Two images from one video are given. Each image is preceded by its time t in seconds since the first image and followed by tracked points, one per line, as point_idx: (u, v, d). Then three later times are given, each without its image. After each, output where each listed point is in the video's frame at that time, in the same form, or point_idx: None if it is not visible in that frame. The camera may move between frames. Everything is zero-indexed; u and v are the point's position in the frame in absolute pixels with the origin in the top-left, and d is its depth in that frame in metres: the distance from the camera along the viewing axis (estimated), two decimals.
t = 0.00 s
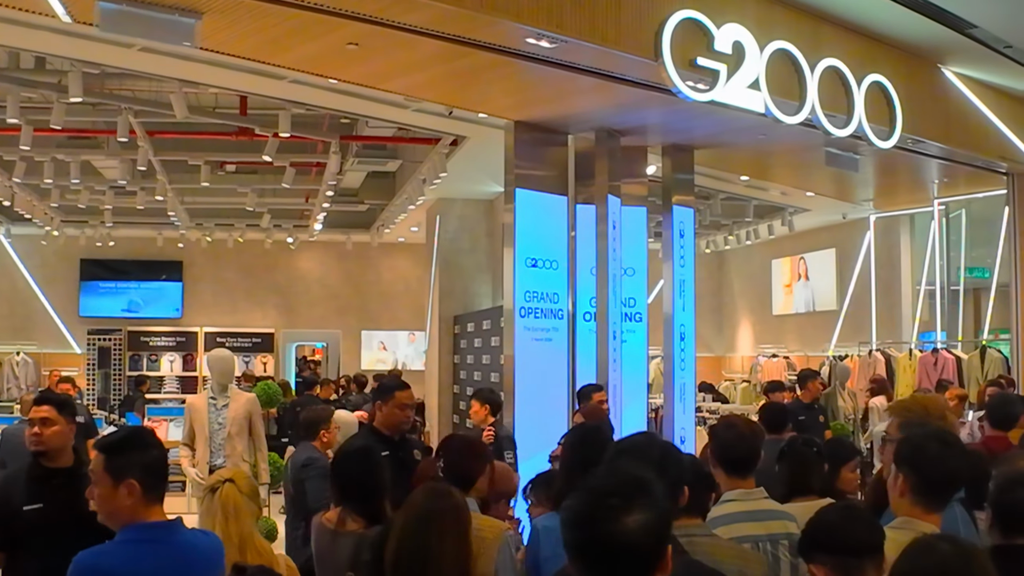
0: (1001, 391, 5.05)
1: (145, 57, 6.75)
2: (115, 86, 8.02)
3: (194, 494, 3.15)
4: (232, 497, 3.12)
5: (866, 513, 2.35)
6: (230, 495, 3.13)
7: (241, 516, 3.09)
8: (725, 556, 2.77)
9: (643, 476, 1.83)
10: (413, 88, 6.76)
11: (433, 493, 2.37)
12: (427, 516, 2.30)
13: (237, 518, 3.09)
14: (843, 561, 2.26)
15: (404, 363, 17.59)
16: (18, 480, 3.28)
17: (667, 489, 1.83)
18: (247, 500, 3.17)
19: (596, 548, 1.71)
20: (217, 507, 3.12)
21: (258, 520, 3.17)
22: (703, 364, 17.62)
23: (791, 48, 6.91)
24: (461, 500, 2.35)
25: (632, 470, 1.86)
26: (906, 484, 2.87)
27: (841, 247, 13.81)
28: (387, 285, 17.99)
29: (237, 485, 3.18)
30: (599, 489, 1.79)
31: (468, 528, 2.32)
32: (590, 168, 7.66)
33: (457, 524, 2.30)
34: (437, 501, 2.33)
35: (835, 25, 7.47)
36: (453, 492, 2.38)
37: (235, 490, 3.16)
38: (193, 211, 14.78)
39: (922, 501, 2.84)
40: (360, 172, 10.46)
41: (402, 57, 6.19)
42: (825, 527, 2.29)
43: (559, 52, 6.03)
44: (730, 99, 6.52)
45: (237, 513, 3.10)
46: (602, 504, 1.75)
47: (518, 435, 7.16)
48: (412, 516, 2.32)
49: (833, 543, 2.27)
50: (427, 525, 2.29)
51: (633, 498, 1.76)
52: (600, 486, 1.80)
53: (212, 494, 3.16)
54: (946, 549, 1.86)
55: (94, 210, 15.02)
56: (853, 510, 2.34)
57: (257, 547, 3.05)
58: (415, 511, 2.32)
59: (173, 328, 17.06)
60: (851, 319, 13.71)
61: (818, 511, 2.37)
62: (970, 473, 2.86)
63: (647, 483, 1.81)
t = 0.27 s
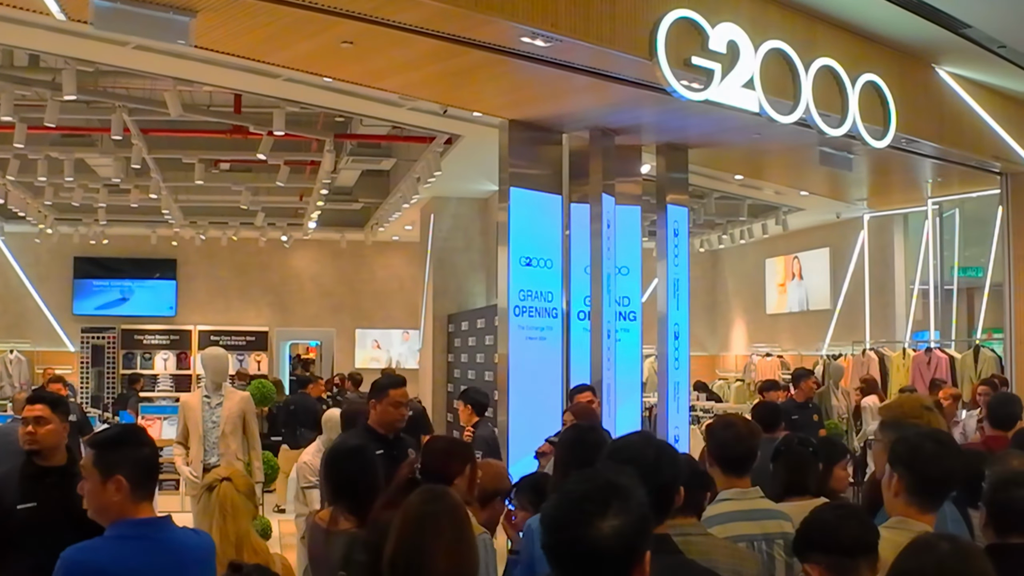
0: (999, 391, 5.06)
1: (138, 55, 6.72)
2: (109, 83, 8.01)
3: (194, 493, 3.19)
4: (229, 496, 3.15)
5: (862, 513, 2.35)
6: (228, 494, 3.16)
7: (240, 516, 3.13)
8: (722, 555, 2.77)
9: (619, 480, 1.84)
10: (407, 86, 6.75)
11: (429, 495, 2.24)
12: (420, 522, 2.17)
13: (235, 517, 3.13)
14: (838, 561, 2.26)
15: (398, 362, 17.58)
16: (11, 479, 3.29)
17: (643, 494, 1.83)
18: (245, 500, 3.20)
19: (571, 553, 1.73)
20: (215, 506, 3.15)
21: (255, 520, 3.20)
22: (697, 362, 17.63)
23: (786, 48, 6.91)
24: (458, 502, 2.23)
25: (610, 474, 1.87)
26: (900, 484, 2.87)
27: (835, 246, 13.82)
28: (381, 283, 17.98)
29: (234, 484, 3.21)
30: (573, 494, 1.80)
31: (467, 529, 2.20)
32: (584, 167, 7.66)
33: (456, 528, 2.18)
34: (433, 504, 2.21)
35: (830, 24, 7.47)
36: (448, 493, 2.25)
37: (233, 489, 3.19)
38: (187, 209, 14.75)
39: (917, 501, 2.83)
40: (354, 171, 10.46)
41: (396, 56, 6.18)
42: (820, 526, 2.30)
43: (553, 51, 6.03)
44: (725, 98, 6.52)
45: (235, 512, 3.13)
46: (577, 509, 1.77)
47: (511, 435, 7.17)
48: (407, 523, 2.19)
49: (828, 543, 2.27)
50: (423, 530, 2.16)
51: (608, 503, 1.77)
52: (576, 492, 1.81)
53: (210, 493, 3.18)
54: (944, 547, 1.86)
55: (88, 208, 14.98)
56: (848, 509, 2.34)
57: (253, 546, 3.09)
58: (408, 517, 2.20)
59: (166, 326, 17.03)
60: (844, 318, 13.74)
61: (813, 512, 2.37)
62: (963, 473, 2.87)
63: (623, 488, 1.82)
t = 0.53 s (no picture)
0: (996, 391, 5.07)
1: (133, 54, 6.71)
2: (103, 82, 7.99)
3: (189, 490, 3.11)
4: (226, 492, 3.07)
5: (856, 513, 2.35)
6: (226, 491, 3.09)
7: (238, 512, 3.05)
8: (718, 556, 2.76)
9: (606, 483, 1.84)
10: (403, 86, 6.75)
11: (427, 498, 2.24)
12: (420, 525, 2.17)
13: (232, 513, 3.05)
14: (832, 561, 2.25)
15: (393, 361, 17.56)
16: (7, 477, 3.33)
17: (631, 497, 1.84)
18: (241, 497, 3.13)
19: (554, 554, 1.74)
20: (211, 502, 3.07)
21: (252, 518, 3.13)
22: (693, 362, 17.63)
23: (781, 48, 6.91)
24: (455, 507, 2.23)
25: (598, 477, 1.87)
26: (892, 486, 2.86)
27: (830, 245, 13.84)
28: (376, 282, 17.98)
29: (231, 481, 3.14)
30: (559, 494, 1.82)
31: (464, 533, 2.20)
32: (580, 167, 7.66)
33: (454, 531, 2.18)
34: (432, 507, 2.21)
35: (826, 24, 7.46)
36: (446, 497, 2.25)
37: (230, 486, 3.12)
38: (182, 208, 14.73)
39: (909, 501, 2.83)
40: (350, 170, 10.46)
41: (391, 55, 6.17)
42: (814, 527, 2.29)
43: (549, 50, 6.03)
44: (720, 98, 6.51)
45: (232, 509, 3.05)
46: (561, 510, 1.78)
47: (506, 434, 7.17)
48: (405, 527, 2.18)
49: (824, 544, 2.26)
50: (423, 534, 2.16)
51: (593, 507, 1.78)
52: (561, 494, 1.81)
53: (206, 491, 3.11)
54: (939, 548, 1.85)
55: (84, 207, 14.96)
56: (843, 509, 2.34)
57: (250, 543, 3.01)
58: (405, 520, 2.19)
59: (162, 325, 17.01)
60: (840, 317, 13.75)
61: (807, 512, 2.37)
62: (953, 472, 2.87)
63: (609, 491, 1.82)
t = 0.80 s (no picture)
0: (990, 391, 5.08)
1: (129, 52, 6.68)
2: (98, 80, 7.97)
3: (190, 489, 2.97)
4: (227, 495, 2.94)
5: (852, 513, 2.34)
6: (226, 493, 2.95)
7: (237, 517, 2.93)
8: (713, 554, 2.77)
9: (597, 481, 1.84)
10: (399, 84, 6.73)
11: (424, 498, 2.23)
12: (418, 524, 2.16)
13: (232, 518, 2.93)
14: (829, 561, 2.24)
15: (390, 360, 17.58)
16: (3, 475, 3.34)
17: (622, 495, 1.83)
18: (242, 499, 3.00)
19: (543, 551, 1.74)
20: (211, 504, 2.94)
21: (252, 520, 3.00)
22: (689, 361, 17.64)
23: (777, 47, 6.91)
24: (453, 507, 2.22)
25: (589, 475, 1.87)
26: (887, 484, 2.86)
27: (826, 245, 13.85)
28: (373, 282, 17.98)
29: (231, 482, 3.00)
30: (550, 492, 1.82)
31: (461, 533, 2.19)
32: (577, 166, 7.66)
33: (451, 531, 2.18)
34: (429, 507, 2.20)
35: (823, 23, 7.46)
36: (443, 497, 2.24)
37: (232, 488, 2.98)
38: (179, 207, 14.72)
39: (903, 501, 2.82)
40: (347, 169, 10.45)
41: (388, 53, 6.17)
42: (810, 526, 2.28)
43: (546, 49, 6.02)
44: (716, 97, 6.51)
45: (231, 513, 2.93)
46: (551, 507, 1.78)
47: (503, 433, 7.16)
48: (402, 527, 2.17)
49: (821, 543, 2.25)
50: (421, 533, 2.15)
51: (582, 504, 1.77)
52: (552, 492, 1.82)
53: (207, 490, 2.98)
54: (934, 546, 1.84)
55: (80, 206, 14.94)
56: (839, 509, 2.33)
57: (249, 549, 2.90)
58: (401, 520, 2.19)
59: (158, 324, 16.99)
60: (837, 317, 13.76)
61: (804, 511, 2.36)
62: (947, 470, 2.87)
63: (601, 489, 1.82)
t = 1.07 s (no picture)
0: (986, 390, 5.08)
1: (126, 51, 6.67)
2: (96, 79, 7.96)
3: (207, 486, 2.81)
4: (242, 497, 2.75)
5: (850, 512, 2.34)
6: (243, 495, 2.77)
7: (251, 522, 2.74)
8: (712, 553, 2.77)
9: (596, 482, 1.84)
10: (397, 83, 6.73)
11: (423, 495, 2.22)
12: (419, 520, 2.16)
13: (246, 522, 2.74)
14: (828, 561, 2.24)
15: (388, 359, 17.43)
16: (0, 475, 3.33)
17: (621, 496, 1.83)
18: (260, 502, 2.81)
19: (543, 551, 1.74)
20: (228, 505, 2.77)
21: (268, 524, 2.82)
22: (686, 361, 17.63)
23: (775, 47, 6.92)
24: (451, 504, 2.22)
25: (588, 476, 1.87)
26: (882, 483, 2.87)
27: (824, 245, 13.87)
28: (371, 281, 17.99)
29: (251, 482, 2.81)
30: (551, 493, 1.82)
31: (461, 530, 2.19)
32: (575, 165, 7.67)
33: (450, 528, 2.17)
34: (428, 503, 2.19)
35: (821, 22, 7.45)
36: (442, 493, 2.24)
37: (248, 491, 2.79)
38: (176, 206, 14.71)
39: (900, 500, 2.83)
40: (345, 168, 10.45)
41: (385, 52, 6.16)
42: (810, 525, 2.28)
43: (543, 48, 6.02)
44: (714, 96, 6.51)
45: (243, 518, 2.74)
46: (550, 509, 1.78)
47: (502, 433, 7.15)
48: (400, 523, 2.17)
49: (821, 542, 2.25)
50: (421, 529, 2.15)
51: (581, 505, 1.77)
52: (551, 493, 1.82)
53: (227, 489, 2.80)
54: (929, 544, 1.83)
55: (77, 205, 14.93)
56: (838, 509, 2.33)
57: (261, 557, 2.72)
58: (399, 515, 2.18)
59: (156, 323, 16.98)
60: (834, 317, 13.77)
61: (803, 510, 2.35)
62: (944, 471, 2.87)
63: (599, 490, 1.82)
